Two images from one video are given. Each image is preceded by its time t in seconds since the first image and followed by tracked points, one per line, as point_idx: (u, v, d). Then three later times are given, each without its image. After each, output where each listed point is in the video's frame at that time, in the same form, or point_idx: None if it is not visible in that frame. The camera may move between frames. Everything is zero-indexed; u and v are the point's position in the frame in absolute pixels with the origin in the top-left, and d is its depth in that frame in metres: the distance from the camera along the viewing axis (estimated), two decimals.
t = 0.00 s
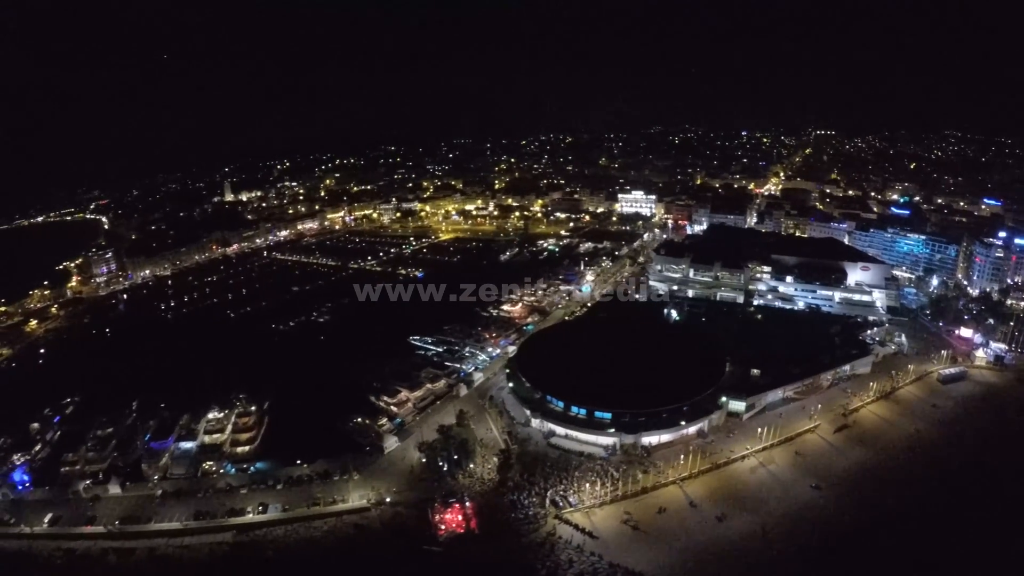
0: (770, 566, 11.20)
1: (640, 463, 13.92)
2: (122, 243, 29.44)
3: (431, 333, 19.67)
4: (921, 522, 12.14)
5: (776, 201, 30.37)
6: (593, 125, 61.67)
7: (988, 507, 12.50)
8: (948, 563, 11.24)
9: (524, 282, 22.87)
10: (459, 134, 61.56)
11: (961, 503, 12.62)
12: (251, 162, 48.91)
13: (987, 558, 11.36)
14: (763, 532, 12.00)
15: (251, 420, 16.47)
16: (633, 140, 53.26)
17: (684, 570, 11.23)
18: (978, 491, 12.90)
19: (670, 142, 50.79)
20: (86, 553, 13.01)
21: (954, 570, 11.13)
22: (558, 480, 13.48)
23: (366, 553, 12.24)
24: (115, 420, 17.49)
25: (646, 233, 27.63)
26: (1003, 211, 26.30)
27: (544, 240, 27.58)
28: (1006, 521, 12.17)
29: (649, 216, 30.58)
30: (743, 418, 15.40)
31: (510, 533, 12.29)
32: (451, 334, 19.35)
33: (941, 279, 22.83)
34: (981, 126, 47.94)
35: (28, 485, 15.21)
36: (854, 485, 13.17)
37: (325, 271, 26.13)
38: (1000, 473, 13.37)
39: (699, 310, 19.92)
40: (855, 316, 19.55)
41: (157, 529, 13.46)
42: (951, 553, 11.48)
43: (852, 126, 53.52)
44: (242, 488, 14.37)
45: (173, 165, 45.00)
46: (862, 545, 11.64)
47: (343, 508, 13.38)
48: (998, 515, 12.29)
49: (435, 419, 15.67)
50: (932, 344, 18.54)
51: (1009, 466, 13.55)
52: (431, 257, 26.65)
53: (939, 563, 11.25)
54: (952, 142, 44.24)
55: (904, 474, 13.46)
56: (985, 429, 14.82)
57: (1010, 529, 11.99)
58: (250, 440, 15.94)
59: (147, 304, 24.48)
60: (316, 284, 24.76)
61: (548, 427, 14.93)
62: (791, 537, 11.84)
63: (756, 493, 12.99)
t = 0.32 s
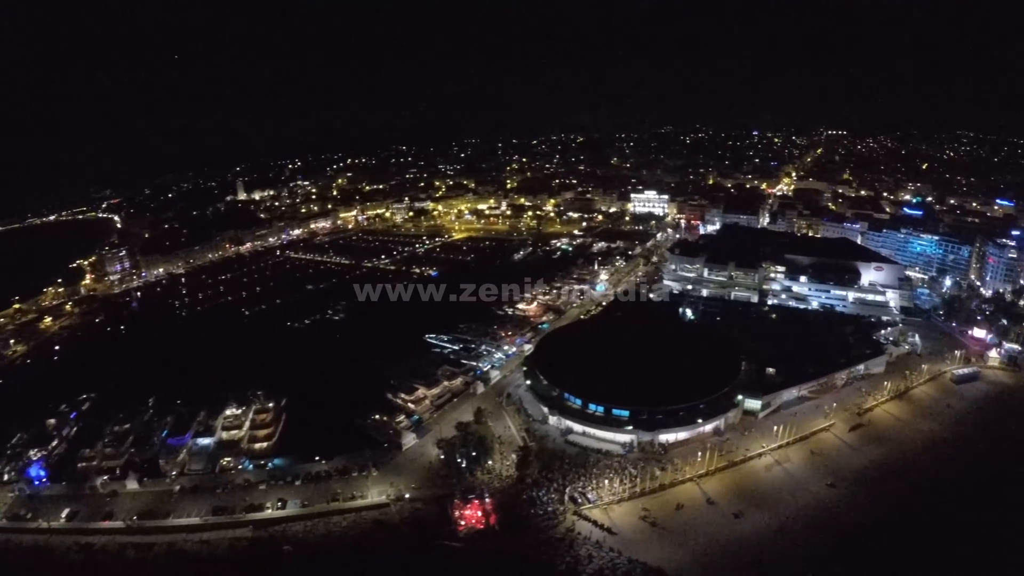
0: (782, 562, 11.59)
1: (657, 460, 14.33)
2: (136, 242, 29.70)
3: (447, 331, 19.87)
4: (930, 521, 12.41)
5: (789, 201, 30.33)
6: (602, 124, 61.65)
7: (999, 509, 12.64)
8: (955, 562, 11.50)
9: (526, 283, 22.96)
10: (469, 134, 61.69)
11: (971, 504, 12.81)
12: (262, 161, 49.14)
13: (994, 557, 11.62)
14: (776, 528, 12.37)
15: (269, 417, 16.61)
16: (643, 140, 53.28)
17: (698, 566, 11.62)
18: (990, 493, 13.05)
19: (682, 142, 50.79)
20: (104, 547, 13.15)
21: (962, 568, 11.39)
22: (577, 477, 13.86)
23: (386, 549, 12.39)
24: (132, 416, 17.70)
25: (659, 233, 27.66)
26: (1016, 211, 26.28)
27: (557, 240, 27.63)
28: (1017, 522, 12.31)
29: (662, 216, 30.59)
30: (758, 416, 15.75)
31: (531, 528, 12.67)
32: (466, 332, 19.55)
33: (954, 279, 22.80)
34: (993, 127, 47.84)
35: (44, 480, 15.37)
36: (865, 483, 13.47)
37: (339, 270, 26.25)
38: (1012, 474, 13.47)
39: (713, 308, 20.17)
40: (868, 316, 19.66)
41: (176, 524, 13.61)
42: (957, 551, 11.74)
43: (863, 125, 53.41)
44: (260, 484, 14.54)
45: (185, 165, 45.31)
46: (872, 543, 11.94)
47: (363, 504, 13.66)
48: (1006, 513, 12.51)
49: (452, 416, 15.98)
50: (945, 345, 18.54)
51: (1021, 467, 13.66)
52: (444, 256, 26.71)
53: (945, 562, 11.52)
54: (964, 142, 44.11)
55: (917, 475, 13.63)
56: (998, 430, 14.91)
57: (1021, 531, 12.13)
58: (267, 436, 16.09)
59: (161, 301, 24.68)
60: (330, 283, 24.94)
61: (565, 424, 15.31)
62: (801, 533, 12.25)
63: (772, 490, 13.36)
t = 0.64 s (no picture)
0: (802, 561, 11.77)
1: (678, 458, 14.52)
2: (154, 239, 30.04)
3: (467, 328, 20.08)
4: (949, 523, 12.49)
5: (807, 202, 30.23)
6: (615, 122, 61.54)
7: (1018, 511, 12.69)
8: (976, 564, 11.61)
9: (527, 282, 23.11)
10: (482, 133, 61.80)
11: (990, 505, 12.86)
12: (277, 160, 49.47)
13: (1015, 560, 11.71)
14: (797, 526, 12.54)
15: (291, 413, 16.79)
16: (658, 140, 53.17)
17: (721, 563, 11.81)
18: (1009, 494, 13.10)
19: (698, 142, 50.60)
20: (127, 541, 13.36)
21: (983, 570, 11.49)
22: (599, 474, 14.10)
23: (411, 544, 12.70)
24: (153, 411, 17.92)
25: (676, 233, 27.66)
26: None
27: (576, 240, 27.65)
28: None
29: (679, 215, 30.55)
30: (778, 415, 15.82)
31: (555, 524, 12.94)
32: (487, 330, 19.74)
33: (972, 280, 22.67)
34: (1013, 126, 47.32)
35: (66, 473, 15.57)
36: (885, 482, 13.58)
37: (358, 268, 26.42)
38: None
39: (733, 308, 20.28)
40: (888, 317, 19.65)
41: (199, 518, 13.77)
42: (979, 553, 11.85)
43: (880, 124, 52.99)
44: (283, 479, 14.70)
45: (201, 165, 45.74)
46: (891, 544, 12.04)
47: (387, 499, 13.84)
48: None
49: (474, 414, 16.15)
50: (963, 345, 18.48)
51: None
52: (462, 255, 26.84)
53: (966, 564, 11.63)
54: (982, 142, 43.76)
55: (936, 476, 13.68)
56: (1018, 432, 14.88)
57: None
58: (290, 432, 16.26)
59: (181, 298, 24.95)
60: (349, 280, 25.13)
61: (587, 422, 15.56)
62: (821, 532, 12.41)
63: (792, 488, 13.52)
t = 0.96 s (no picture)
0: (829, 561, 11.86)
1: (705, 456, 14.53)
2: (180, 236, 30.46)
3: (493, 327, 20.25)
4: (977, 526, 12.46)
5: (831, 203, 29.99)
6: (635, 122, 61.35)
7: None
8: (1009, 568, 11.57)
9: (523, 282, 23.40)
10: (500, 133, 61.88)
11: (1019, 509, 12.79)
12: (297, 159, 49.90)
13: None
14: (824, 527, 12.63)
15: (319, 408, 16.99)
16: (680, 140, 52.92)
17: (749, 563, 11.92)
18: None
19: (719, 142, 50.31)
20: (155, 534, 13.61)
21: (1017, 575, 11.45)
22: (627, 472, 14.15)
23: (439, 540, 12.85)
24: (181, 406, 18.17)
25: (700, 233, 27.58)
26: None
27: (599, 239, 27.65)
28: None
29: (703, 216, 30.40)
30: (805, 415, 15.75)
31: (582, 521, 13.05)
32: (512, 329, 19.87)
33: (998, 282, 22.27)
34: None
35: (94, 466, 15.85)
36: (912, 484, 13.58)
37: (382, 267, 26.58)
38: None
39: (758, 308, 20.33)
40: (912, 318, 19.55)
41: (228, 512, 13.99)
42: (1012, 556, 11.81)
43: (902, 124, 52.38)
44: (312, 474, 14.86)
45: (223, 164, 46.23)
46: (919, 547, 12.04)
47: (415, 495, 13.96)
48: None
49: (501, 412, 16.29)
50: (988, 348, 18.27)
51: None
52: (486, 254, 26.99)
53: (999, 567, 11.60)
54: (1008, 143, 43.21)
55: (962, 479, 13.65)
56: None
57: None
58: (318, 427, 16.46)
59: (206, 295, 25.26)
60: (375, 278, 25.35)
61: (614, 420, 15.66)
62: (850, 534, 12.45)
63: (818, 489, 13.56)
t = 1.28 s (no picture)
0: (864, 563, 11.89)
1: (740, 457, 14.45)
2: (213, 235, 31.04)
3: (526, 325, 20.38)
4: (1014, 531, 12.36)
5: (864, 204, 29.68)
6: (664, 121, 60.97)
7: None
8: None
9: (522, 282, 23.83)
10: (525, 132, 61.95)
11: None
12: (325, 157, 50.49)
13: None
14: (858, 529, 12.63)
15: (354, 404, 17.23)
16: (710, 139, 52.53)
17: (783, 563, 11.97)
18: None
19: (747, 142, 49.92)
20: (190, 525, 13.89)
21: None
22: (662, 471, 14.18)
23: (474, 537, 12.97)
24: (216, 399, 18.52)
25: (732, 234, 27.47)
26: None
27: (630, 239, 27.65)
28: None
29: (735, 216, 30.21)
30: (839, 417, 15.69)
31: (617, 518, 13.14)
32: (546, 328, 19.96)
33: None
34: None
35: (129, 457, 16.18)
36: (946, 488, 13.55)
37: (414, 265, 26.84)
38: None
39: (792, 309, 20.38)
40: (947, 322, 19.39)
41: (264, 503, 14.24)
42: None
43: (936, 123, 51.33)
44: (347, 468, 15.07)
45: (252, 163, 46.94)
46: (954, 552, 11.99)
47: (450, 491, 14.11)
48: None
49: (535, 410, 16.43)
50: None
51: None
52: (518, 253, 27.05)
53: None
54: None
55: (998, 485, 13.57)
56: None
57: None
58: (353, 422, 16.67)
59: (240, 291, 25.67)
60: (407, 277, 25.59)
61: (649, 419, 15.71)
62: (884, 537, 12.43)
63: (852, 492, 13.56)
